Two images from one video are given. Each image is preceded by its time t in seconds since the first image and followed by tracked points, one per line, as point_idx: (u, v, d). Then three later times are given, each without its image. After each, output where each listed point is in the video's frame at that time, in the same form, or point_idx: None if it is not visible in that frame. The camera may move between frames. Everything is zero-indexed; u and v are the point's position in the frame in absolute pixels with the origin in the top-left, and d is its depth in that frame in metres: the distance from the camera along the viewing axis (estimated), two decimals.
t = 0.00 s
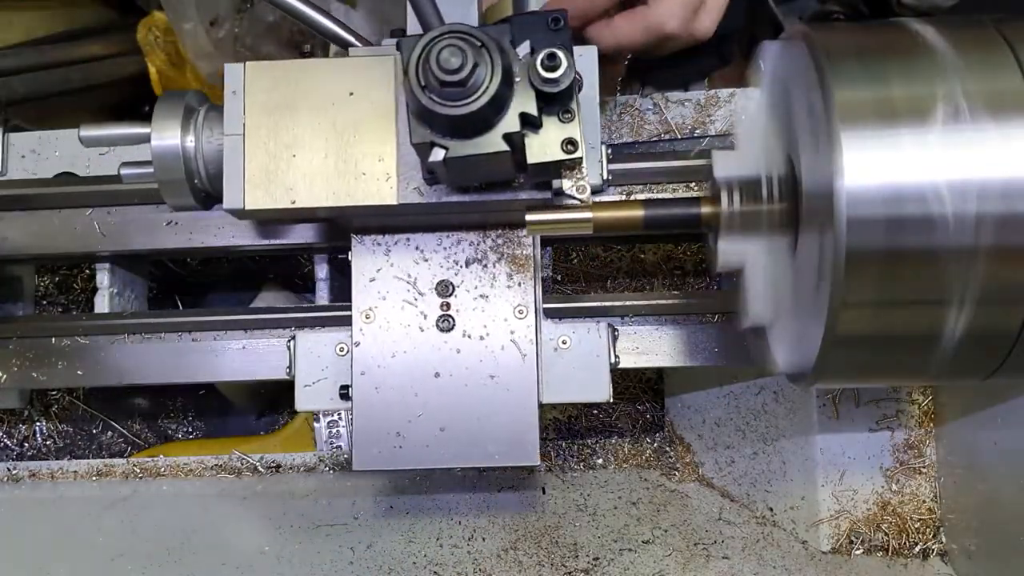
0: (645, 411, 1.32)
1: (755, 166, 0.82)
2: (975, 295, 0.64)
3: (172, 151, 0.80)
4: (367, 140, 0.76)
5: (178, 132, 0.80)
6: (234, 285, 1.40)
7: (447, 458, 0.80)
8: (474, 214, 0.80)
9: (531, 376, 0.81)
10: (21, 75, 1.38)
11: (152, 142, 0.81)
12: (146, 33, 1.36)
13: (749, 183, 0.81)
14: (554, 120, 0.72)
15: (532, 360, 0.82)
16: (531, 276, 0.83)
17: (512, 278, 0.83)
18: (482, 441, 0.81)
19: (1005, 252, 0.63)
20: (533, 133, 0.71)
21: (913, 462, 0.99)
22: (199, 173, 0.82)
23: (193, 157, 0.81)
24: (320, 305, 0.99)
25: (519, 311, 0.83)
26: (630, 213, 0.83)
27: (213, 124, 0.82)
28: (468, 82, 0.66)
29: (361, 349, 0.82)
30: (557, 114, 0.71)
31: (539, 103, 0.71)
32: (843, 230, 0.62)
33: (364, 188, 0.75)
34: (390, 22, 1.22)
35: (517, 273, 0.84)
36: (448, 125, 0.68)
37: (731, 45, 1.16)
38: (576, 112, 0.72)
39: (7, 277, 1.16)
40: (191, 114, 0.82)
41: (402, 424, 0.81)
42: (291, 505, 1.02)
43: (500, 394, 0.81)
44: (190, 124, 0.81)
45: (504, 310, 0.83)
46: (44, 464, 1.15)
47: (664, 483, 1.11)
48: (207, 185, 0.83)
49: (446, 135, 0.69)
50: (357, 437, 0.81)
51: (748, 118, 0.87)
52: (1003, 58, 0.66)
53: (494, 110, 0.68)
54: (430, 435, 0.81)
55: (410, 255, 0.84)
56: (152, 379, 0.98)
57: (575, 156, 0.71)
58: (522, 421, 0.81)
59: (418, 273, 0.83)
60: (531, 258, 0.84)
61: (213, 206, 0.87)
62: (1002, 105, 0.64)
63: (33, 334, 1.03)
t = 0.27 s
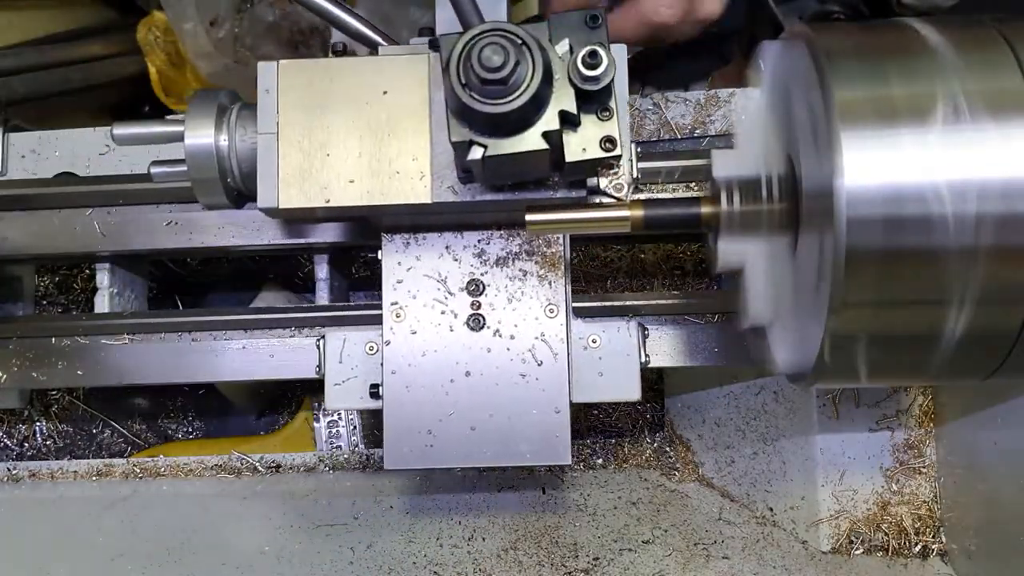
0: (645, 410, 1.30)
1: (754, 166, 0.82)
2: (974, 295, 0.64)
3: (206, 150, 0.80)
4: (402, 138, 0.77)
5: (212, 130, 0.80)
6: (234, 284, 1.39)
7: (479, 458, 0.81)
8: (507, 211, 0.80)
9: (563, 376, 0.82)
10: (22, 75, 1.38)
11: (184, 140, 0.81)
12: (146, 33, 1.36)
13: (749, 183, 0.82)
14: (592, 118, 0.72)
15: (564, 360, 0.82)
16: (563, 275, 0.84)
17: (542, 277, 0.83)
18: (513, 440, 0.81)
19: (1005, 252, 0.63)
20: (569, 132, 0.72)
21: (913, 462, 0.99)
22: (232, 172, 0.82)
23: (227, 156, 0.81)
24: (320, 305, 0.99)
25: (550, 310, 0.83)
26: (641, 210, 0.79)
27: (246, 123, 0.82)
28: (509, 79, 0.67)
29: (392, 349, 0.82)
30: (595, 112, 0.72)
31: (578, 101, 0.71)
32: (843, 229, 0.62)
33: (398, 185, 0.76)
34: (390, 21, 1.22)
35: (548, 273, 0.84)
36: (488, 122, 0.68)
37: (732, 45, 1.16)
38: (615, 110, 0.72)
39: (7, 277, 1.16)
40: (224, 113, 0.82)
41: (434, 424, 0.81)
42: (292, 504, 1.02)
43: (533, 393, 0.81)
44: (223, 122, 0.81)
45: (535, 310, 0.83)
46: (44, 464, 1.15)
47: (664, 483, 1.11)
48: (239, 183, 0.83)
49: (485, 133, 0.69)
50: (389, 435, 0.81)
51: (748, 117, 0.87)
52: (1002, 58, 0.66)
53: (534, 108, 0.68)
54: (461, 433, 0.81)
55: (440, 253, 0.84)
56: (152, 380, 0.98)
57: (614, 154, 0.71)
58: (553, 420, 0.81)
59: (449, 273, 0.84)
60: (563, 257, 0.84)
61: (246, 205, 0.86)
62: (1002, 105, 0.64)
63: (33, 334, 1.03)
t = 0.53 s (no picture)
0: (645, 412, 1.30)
1: (754, 165, 0.82)
2: (975, 295, 0.64)
3: (240, 148, 0.78)
4: (437, 136, 0.73)
5: (246, 129, 0.78)
6: (234, 285, 1.39)
7: (511, 459, 0.79)
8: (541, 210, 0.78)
9: (596, 375, 0.80)
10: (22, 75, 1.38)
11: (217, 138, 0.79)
12: (146, 33, 1.36)
13: (749, 183, 0.81)
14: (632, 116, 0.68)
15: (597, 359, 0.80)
16: (595, 274, 0.82)
17: (574, 276, 0.82)
18: (546, 439, 0.79)
19: (1004, 251, 0.63)
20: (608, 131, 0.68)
21: (913, 462, 0.99)
22: (267, 170, 0.80)
23: (261, 154, 0.79)
24: (320, 305, 0.99)
25: (582, 309, 0.81)
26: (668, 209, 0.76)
27: (279, 121, 0.80)
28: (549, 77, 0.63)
29: (422, 348, 0.80)
30: (635, 110, 0.68)
31: (617, 99, 0.67)
32: (843, 230, 0.62)
33: (433, 185, 0.73)
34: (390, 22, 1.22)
35: (580, 271, 0.82)
36: (528, 121, 0.65)
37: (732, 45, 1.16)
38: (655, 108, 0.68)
39: (7, 277, 1.16)
40: (257, 111, 0.81)
41: (465, 425, 0.80)
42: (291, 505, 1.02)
43: (565, 393, 0.80)
44: (256, 120, 0.80)
45: (567, 309, 0.81)
46: (44, 464, 1.15)
47: (664, 483, 1.11)
48: (272, 181, 0.82)
49: (525, 132, 0.66)
50: (420, 435, 0.80)
51: (749, 117, 0.87)
52: (1001, 57, 0.66)
53: (573, 105, 0.65)
54: (493, 433, 0.79)
55: (470, 251, 0.82)
56: (152, 380, 0.98)
57: (653, 152, 0.67)
58: (586, 420, 0.79)
59: (480, 271, 0.81)
60: (595, 256, 0.82)
61: (277, 201, 0.85)
62: (1002, 105, 0.64)
63: (33, 334, 1.03)
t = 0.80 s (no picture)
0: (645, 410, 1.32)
1: (754, 165, 0.82)
2: (975, 295, 0.64)
3: (267, 148, 0.79)
4: (463, 135, 0.74)
5: (274, 129, 0.79)
6: (234, 284, 1.39)
7: (537, 458, 0.80)
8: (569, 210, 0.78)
9: (620, 375, 0.81)
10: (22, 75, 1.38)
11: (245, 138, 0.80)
12: (146, 33, 1.37)
13: (749, 183, 0.80)
14: (664, 114, 0.69)
15: (622, 359, 0.81)
16: (619, 273, 0.82)
17: (599, 276, 0.82)
18: (571, 438, 0.80)
19: (1004, 252, 0.63)
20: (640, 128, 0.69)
21: (913, 462, 0.99)
22: (294, 168, 0.81)
23: (288, 153, 0.80)
24: (321, 305, 0.99)
25: (607, 308, 0.81)
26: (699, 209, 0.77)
27: (307, 120, 0.80)
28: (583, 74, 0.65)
29: (448, 347, 0.81)
30: (668, 108, 0.69)
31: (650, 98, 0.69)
32: (843, 230, 0.62)
33: (460, 183, 0.74)
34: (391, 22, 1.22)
35: (605, 271, 0.82)
36: (563, 119, 0.67)
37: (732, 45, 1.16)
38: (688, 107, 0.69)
39: (7, 277, 1.16)
40: (286, 110, 0.81)
41: (490, 424, 0.80)
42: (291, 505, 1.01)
43: (591, 393, 0.80)
44: (283, 120, 0.80)
45: (593, 308, 0.81)
46: (44, 464, 1.15)
47: (664, 483, 1.11)
48: (299, 180, 0.82)
49: (558, 130, 0.68)
50: (447, 434, 0.80)
51: (748, 117, 0.87)
52: (1001, 57, 0.66)
53: (605, 103, 0.67)
54: (519, 432, 0.80)
55: (497, 250, 0.82)
56: (152, 380, 0.98)
57: (685, 151, 0.69)
58: (612, 419, 0.80)
59: (506, 270, 0.82)
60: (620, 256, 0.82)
61: (305, 200, 0.85)
62: (1001, 105, 0.64)
63: (32, 334, 1.03)
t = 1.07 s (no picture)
0: (645, 411, 1.35)
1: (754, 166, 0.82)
2: (975, 294, 0.64)
3: (203, 150, 0.80)
4: (401, 138, 0.75)
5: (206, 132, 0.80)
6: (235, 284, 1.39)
7: (477, 458, 0.81)
8: (508, 212, 0.80)
9: (561, 376, 0.82)
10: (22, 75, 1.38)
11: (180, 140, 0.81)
12: (147, 33, 1.36)
13: (749, 183, 0.81)
14: (590, 118, 0.70)
15: (562, 360, 0.82)
16: (560, 275, 0.83)
17: (540, 278, 0.83)
18: (511, 439, 0.81)
19: (1004, 252, 0.63)
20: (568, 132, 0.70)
21: (913, 462, 0.99)
22: (229, 171, 0.82)
23: (224, 156, 0.81)
24: (320, 305, 0.99)
25: (548, 310, 0.83)
26: (699, 209, 0.83)
27: (244, 123, 0.81)
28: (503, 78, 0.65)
29: (390, 349, 0.82)
30: (594, 112, 0.70)
31: (576, 101, 0.70)
32: (843, 230, 0.62)
33: (394, 186, 0.75)
34: (391, 23, 1.22)
35: (546, 274, 0.84)
36: (485, 122, 0.67)
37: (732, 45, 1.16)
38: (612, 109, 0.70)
39: (7, 277, 1.16)
40: (222, 113, 0.82)
41: (431, 425, 0.82)
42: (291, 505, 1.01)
43: (530, 393, 0.81)
44: (219, 122, 0.81)
45: (533, 310, 0.83)
46: (44, 464, 1.15)
47: (664, 483, 1.12)
48: (236, 182, 0.83)
49: (485, 133, 0.68)
50: (387, 437, 0.82)
51: (748, 117, 0.87)
52: (1001, 57, 0.66)
53: (530, 107, 0.67)
54: (460, 433, 0.81)
55: (440, 253, 0.84)
56: (152, 380, 0.98)
57: (612, 154, 0.70)
58: (552, 420, 0.81)
59: (448, 272, 0.83)
60: (561, 259, 0.84)
61: (244, 203, 0.86)
62: (1002, 105, 0.64)
63: (32, 334, 1.03)
